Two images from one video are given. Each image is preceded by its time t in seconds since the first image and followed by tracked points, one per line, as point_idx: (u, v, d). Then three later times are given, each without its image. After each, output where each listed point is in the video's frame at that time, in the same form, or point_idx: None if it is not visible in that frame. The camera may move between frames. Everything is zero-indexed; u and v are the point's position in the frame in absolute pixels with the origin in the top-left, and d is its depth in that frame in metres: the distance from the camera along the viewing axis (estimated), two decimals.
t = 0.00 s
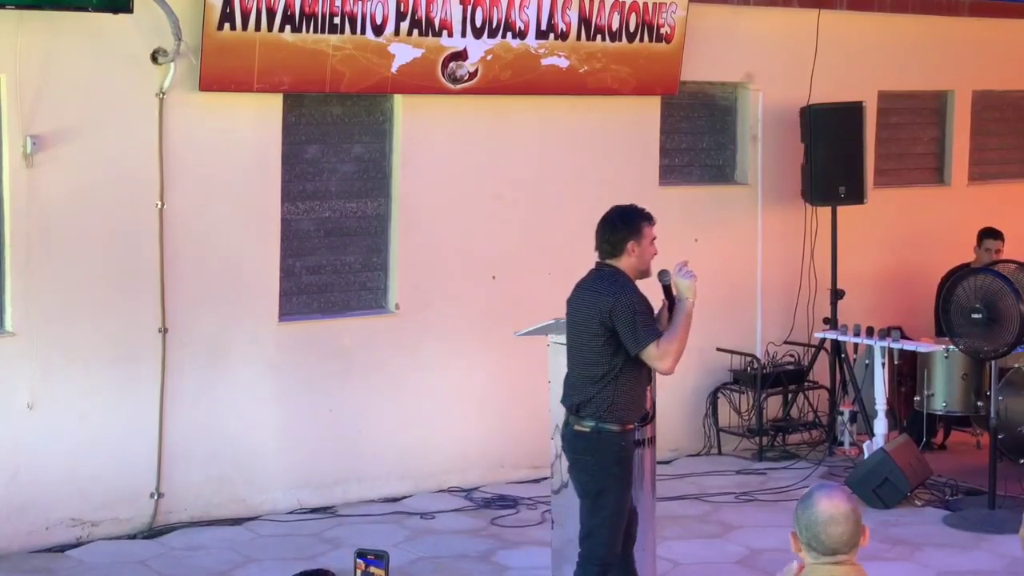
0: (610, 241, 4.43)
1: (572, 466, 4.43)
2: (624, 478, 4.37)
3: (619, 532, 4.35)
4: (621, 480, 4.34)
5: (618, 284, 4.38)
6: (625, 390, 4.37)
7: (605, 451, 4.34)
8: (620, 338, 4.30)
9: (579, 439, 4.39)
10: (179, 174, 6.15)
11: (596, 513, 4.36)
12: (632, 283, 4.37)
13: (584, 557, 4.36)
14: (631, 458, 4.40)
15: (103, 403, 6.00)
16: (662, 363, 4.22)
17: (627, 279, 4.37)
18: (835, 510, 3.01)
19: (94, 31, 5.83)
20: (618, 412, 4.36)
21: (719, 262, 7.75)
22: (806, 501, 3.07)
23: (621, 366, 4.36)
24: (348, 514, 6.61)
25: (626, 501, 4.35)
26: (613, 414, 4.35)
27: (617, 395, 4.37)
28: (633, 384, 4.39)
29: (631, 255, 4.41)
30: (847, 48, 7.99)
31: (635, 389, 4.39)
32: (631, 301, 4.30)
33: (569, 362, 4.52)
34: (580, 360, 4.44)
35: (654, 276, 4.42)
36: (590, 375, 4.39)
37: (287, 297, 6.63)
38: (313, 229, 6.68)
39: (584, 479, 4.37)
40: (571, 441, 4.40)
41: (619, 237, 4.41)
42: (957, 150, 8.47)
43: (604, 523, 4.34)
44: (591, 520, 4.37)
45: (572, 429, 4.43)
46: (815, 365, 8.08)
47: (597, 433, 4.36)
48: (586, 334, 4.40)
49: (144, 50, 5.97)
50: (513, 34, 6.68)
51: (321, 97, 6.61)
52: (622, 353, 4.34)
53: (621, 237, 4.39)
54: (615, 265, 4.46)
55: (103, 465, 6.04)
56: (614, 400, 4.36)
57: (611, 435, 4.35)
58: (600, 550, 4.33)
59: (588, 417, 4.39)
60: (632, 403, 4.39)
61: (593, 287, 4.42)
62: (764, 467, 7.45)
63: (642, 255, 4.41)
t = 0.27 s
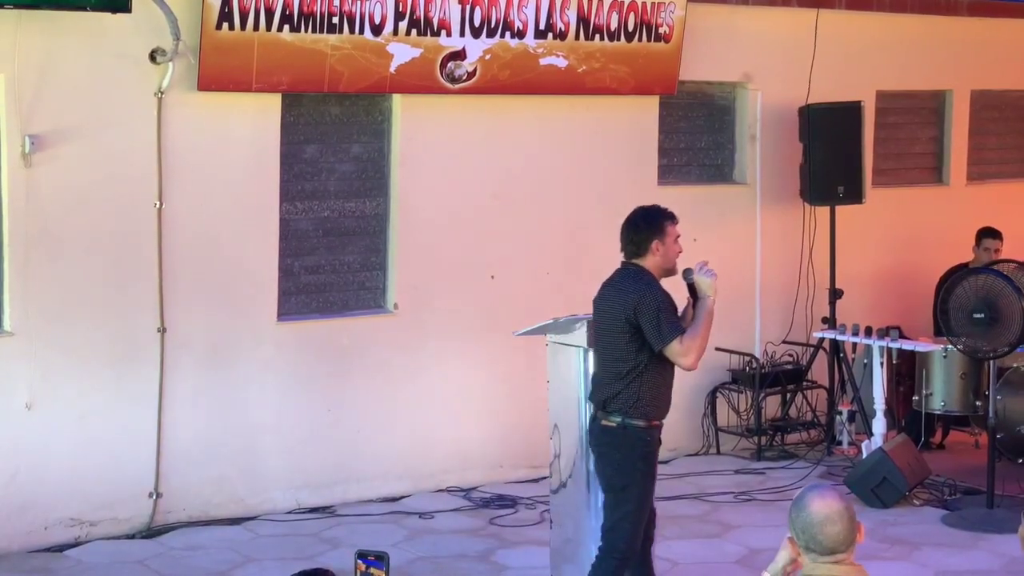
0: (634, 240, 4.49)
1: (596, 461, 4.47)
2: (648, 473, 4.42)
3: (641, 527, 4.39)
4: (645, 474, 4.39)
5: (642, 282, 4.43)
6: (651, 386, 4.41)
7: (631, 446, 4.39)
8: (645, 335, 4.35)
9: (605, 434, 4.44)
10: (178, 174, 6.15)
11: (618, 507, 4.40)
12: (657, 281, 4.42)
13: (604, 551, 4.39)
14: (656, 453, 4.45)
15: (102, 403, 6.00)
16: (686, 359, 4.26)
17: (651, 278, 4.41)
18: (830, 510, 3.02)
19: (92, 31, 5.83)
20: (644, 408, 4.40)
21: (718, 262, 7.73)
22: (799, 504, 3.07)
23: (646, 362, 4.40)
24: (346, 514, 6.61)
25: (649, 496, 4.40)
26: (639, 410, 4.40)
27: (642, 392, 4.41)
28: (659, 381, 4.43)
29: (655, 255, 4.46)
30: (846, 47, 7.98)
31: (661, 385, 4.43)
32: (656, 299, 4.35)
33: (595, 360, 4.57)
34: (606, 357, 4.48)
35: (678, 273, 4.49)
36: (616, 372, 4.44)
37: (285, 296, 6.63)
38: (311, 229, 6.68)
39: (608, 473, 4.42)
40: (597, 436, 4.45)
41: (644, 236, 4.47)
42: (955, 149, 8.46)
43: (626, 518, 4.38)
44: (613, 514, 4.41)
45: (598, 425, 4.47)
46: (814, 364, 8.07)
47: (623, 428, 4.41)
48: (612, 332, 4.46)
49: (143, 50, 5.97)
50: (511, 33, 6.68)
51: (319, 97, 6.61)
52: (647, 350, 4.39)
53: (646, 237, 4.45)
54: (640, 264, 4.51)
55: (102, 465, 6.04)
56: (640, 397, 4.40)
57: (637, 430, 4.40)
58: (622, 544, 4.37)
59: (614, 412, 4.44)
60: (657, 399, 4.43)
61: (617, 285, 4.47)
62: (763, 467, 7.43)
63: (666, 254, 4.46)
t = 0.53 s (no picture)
0: (656, 233, 4.52)
1: (621, 450, 4.52)
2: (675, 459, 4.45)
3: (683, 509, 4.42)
4: (673, 458, 4.42)
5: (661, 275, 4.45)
6: (667, 376, 4.44)
7: (654, 433, 4.43)
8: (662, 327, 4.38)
9: (625, 423, 4.48)
10: (172, 174, 6.15)
11: (655, 494, 4.44)
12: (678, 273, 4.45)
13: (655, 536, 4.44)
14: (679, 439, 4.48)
15: (96, 403, 6.00)
16: (707, 350, 4.29)
17: (671, 270, 4.44)
18: (820, 510, 3.07)
19: (87, 31, 5.83)
20: (660, 398, 4.44)
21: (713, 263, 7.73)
22: (790, 505, 3.13)
23: (663, 354, 4.44)
24: (341, 514, 6.61)
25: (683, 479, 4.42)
26: (657, 399, 4.43)
27: (659, 381, 4.45)
28: (675, 371, 4.46)
29: (675, 248, 4.49)
30: (840, 47, 7.98)
31: (677, 375, 4.47)
32: (676, 291, 4.37)
33: (612, 350, 4.61)
34: (622, 347, 4.52)
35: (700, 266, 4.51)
36: (633, 362, 4.47)
37: (280, 296, 6.63)
38: (306, 229, 6.68)
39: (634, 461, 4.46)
40: (618, 427, 4.50)
41: (665, 229, 4.49)
42: (949, 150, 8.48)
43: (666, 501, 4.42)
44: (651, 500, 4.45)
45: (617, 414, 4.52)
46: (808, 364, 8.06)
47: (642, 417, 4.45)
48: (629, 323, 4.48)
49: (137, 50, 5.97)
50: (506, 34, 6.69)
51: (314, 97, 6.61)
52: (664, 342, 4.42)
53: (666, 231, 4.47)
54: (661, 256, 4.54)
55: (97, 465, 6.03)
56: (656, 387, 4.43)
57: (655, 418, 4.44)
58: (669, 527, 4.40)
59: (632, 402, 4.48)
60: (674, 389, 4.46)
61: (637, 277, 4.50)
62: (757, 467, 7.43)
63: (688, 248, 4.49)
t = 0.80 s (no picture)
0: (661, 232, 4.56)
1: (633, 448, 4.50)
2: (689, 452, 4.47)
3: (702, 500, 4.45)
4: (688, 453, 4.43)
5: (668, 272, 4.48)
6: (676, 373, 4.47)
7: (668, 428, 4.43)
8: (671, 323, 4.40)
9: (637, 420, 4.47)
10: (158, 174, 6.14)
11: (672, 488, 4.45)
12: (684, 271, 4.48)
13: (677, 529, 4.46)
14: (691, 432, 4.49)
15: (82, 403, 5.99)
16: (707, 352, 4.34)
17: (677, 268, 4.47)
18: (804, 509, 3.17)
19: (71, 31, 5.81)
20: (671, 394, 4.46)
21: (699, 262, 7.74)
22: (775, 505, 3.23)
23: (671, 350, 4.46)
24: (327, 514, 6.60)
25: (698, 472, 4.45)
26: (668, 395, 4.45)
27: (670, 378, 4.46)
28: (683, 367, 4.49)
29: (681, 246, 4.53)
30: (826, 47, 7.99)
31: (686, 372, 4.49)
32: (684, 288, 4.41)
33: (619, 349, 4.61)
34: (631, 345, 4.52)
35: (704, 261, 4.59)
36: (642, 359, 4.48)
37: (266, 297, 6.62)
38: (292, 230, 6.68)
39: (650, 459, 4.45)
40: (631, 424, 4.48)
41: (670, 227, 4.53)
42: (934, 149, 8.49)
43: (685, 495, 4.43)
44: (671, 495, 4.45)
45: (627, 412, 4.51)
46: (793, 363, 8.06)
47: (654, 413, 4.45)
48: (636, 320, 4.50)
49: (123, 50, 5.96)
50: (492, 33, 6.69)
51: (300, 97, 6.61)
52: (673, 339, 4.44)
53: (671, 228, 4.51)
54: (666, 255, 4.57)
55: (82, 466, 6.02)
56: (666, 383, 4.45)
57: (667, 414, 4.44)
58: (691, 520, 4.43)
59: (644, 398, 4.48)
60: (684, 384, 4.48)
61: (643, 274, 4.52)
62: (743, 466, 7.43)
63: (693, 246, 4.53)
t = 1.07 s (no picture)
0: (670, 232, 4.57)
1: (642, 447, 4.53)
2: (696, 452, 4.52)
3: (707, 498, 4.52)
4: (697, 452, 4.49)
5: (678, 273, 4.50)
6: (687, 374, 4.50)
7: (679, 428, 4.47)
8: (683, 325, 4.42)
9: (649, 420, 4.50)
10: (138, 173, 6.12)
11: (680, 488, 4.50)
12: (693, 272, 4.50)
13: (684, 527, 4.51)
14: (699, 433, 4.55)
15: (61, 403, 5.97)
16: (716, 358, 4.33)
17: (688, 268, 4.49)
18: (783, 508, 3.18)
19: (50, 30, 5.80)
20: (683, 394, 4.49)
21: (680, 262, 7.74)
22: (755, 505, 3.24)
23: (683, 352, 4.48)
24: (308, 514, 6.60)
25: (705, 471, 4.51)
26: (680, 395, 4.48)
27: (682, 379, 4.49)
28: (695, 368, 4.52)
29: (690, 246, 4.54)
30: (807, 46, 7.99)
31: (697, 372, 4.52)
32: (696, 291, 4.43)
33: (628, 348, 4.62)
34: (642, 345, 4.54)
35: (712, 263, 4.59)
36: (654, 360, 4.50)
37: (247, 297, 6.61)
38: (273, 229, 6.67)
39: (660, 458, 4.49)
40: (642, 422, 4.51)
41: (680, 227, 4.54)
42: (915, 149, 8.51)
43: (693, 494, 4.49)
44: (677, 495, 4.51)
45: (639, 411, 4.54)
46: (775, 363, 8.09)
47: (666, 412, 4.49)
48: (648, 322, 4.51)
49: (102, 49, 5.94)
50: (473, 33, 6.68)
51: (281, 97, 6.61)
52: (685, 340, 4.46)
53: (682, 229, 4.53)
54: (675, 254, 4.58)
55: (62, 466, 6.01)
56: (678, 384, 4.48)
57: (679, 414, 4.48)
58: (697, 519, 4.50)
59: (655, 398, 4.51)
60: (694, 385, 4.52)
61: (654, 275, 4.53)
62: (725, 465, 7.44)
63: (701, 247, 4.54)
